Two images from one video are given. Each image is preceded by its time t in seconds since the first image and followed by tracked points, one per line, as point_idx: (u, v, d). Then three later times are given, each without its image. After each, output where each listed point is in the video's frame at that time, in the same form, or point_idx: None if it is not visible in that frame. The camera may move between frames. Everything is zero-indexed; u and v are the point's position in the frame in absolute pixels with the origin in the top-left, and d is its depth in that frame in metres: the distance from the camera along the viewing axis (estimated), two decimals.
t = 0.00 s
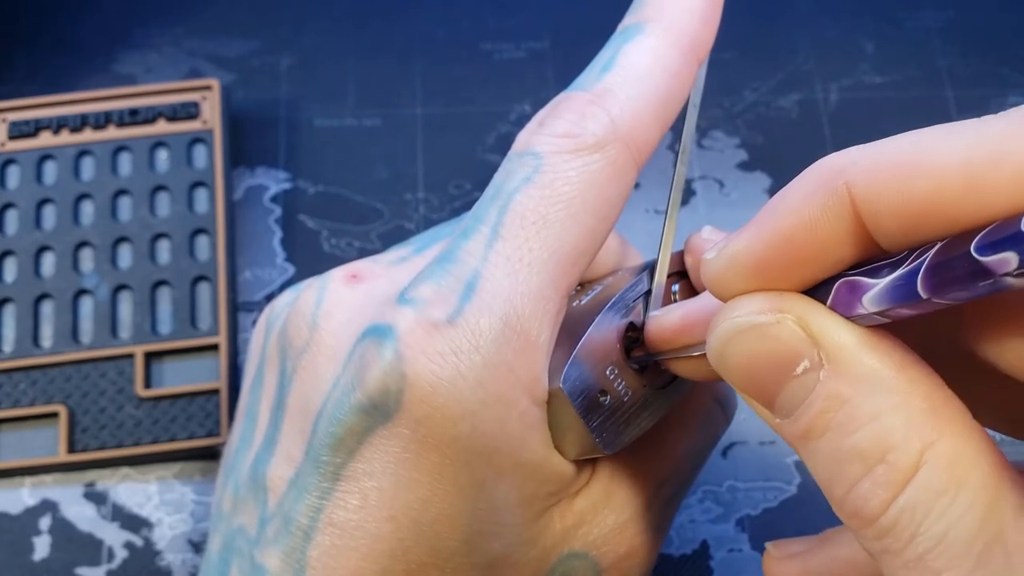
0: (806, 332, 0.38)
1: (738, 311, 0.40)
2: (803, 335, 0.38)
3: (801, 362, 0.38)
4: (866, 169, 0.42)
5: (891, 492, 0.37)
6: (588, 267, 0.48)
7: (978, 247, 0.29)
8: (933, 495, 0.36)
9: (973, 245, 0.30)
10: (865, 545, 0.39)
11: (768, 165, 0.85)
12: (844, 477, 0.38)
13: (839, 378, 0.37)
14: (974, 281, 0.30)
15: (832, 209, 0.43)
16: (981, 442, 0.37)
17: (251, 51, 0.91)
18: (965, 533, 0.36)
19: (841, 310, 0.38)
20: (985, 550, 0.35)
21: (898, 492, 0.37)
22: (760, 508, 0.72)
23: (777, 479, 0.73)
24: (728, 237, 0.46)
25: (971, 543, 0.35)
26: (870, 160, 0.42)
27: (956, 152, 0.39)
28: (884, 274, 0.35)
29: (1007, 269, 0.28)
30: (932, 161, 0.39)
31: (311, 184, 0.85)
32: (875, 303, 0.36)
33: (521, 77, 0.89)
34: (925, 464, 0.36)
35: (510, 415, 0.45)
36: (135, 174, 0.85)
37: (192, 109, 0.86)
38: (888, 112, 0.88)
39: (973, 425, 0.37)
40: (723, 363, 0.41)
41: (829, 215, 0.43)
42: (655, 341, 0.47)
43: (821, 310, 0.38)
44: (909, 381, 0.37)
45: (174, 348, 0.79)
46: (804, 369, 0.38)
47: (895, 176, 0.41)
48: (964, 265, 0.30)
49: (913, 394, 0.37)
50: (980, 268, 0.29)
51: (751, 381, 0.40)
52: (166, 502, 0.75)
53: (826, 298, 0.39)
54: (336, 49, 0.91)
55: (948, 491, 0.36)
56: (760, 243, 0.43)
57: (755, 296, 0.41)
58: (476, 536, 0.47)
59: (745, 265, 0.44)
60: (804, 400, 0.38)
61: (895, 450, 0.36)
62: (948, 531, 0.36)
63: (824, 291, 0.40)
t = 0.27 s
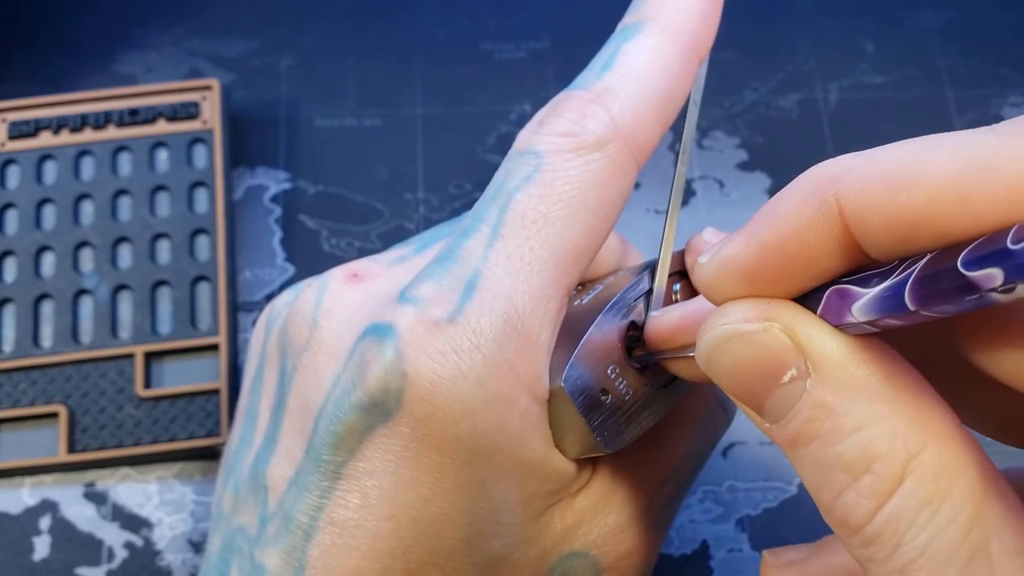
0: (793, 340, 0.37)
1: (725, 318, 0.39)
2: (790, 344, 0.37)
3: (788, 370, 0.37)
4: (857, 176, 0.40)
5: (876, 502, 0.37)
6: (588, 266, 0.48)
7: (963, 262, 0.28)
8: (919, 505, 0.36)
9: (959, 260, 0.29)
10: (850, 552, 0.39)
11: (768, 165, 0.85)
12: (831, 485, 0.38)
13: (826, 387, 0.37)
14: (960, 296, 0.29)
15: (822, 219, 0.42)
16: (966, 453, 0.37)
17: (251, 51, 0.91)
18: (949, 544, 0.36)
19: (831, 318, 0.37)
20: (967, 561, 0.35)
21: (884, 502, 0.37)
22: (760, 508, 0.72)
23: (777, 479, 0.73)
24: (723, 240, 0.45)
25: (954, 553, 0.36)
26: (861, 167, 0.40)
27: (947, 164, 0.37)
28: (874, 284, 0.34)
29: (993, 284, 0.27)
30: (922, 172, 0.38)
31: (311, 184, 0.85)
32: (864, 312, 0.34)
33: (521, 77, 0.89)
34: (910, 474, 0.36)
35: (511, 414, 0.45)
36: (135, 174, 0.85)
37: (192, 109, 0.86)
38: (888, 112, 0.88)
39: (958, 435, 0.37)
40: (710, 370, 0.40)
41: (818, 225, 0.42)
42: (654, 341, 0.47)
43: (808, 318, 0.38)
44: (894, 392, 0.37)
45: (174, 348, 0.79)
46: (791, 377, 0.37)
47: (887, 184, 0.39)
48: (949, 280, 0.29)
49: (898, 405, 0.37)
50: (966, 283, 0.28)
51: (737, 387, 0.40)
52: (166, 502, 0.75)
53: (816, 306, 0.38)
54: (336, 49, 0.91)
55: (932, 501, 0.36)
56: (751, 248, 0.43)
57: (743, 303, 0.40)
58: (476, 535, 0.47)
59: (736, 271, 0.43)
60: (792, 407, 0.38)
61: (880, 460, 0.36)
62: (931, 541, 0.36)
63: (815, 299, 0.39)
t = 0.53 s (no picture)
0: (783, 349, 0.36)
1: (717, 326, 0.38)
2: (781, 353, 0.36)
3: (780, 379, 0.37)
4: (848, 185, 0.38)
5: (867, 511, 0.36)
6: (588, 264, 0.48)
7: (954, 277, 0.27)
8: (909, 515, 0.35)
9: (950, 275, 0.27)
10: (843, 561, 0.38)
11: (768, 165, 0.85)
12: (821, 494, 0.37)
13: (818, 396, 0.36)
14: (949, 312, 0.27)
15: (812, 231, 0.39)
16: (961, 462, 0.36)
17: (252, 51, 0.91)
18: (939, 555, 0.35)
19: (824, 327, 0.35)
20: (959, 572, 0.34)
21: (875, 512, 0.36)
22: (760, 508, 0.72)
23: (777, 480, 0.73)
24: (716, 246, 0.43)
25: (946, 564, 0.35)
26: (852, 176, 0.38)
27: (939, 174, 0.34)
28: (865, 295, 0.32)
29: (982, 300, 0.26)
30: (912, 182, 0.35)
31: (311, 184, 0.85)
32: (853, 323, 0.33)
33: (521, 77, 0.89)
34: (902, 484, 0.35)
35: (511, 413, 0.45)
36: (135, 174, 0.85)
37: (192, 109, 0.86)
38: (888, 112, 0.88)
39: (954, 443, 0.36)
40: (705, 376, 0.40)
41: (807, 236, 0.39)
42: (654, 341, 0.47)
43: (799, 325, 0.36)
44: (887, 401, 0.36)
45: (174, 348, 0.79)
46: (784, 386, 0.37)
47: (877, 195, 0.36)
48: (940, 294, 0.27)
49: (891, 415, 0.36)
50: (955, 298, 0.27)
51: (732, 394, 0.39)
52: (166, 502, 0.75)
53: (809, 315, 0.37)
54: (336, 49, 0.91)
55: (923, 512, 0.35)
56: (743, 256, 0.41)
57: (734, 309, 0.39)
58: (476, 534, 0.47)
59: (727, 279, 0.41)
60: (786, 415, 0.37)
61: (871, 470, 0.36)
62: (922, 552, 0.35)
63: (809, 306, 0.37)
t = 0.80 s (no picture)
0: (779, 359, 0.36)
1: (713, 335, 0.38)
2: (776, 363, 0.36)
3: (776, 389, 0.36)
4: (836, 193, 0.36)
5: (864, 521, 0.36)
6: (589, 263, 0.48)
7: (946, 292, 0.27)
8: (905, 524, 0.35)
9: (942, 288, 0.27)
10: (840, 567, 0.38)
11: (768, 165, 0.85)
12: (818, 503, 0.37)
13: (815, 406, 0.36)
14: (943, 325, 0.27)
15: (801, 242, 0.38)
16: (957, 470, 0.36)
17: (252, 51, 0.91)
18: (936, 564, 0.35)
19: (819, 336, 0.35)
20: None
21: (872, 521, 0.36)
22: (760, 508, 0.72)
23: (777, 480, 0.73)
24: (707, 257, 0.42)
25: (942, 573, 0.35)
26: (842, 184, 0.36)
27: (929, 185, 0.33)
28: (860, 305, 0.32)
29: (974, 315, 0.26)
30: (902, 193, 0.34)
31: (311, 184, 0.85)
32: (850, 334, 0.32)
33: (521, 77, 0.89)
34: (898, 494, 0.35)
35: (511, 412, 0.45)
36: (135, 174, 0.85)
37: (192, 109, 0.86)
38: (888, 112, 0.88)
39: (950, 451, 0.36)
40: (702, 384, 0.39)
41: (797, 247, 0.38)
42: (654, 342, 0.46)
43: (795, 334, 0.36)
44: (885, 412, 0.36)
45: (174, 348, 0.79)
46: (780, 396, 0.36)
47: (865, 205, 0.35)
48: (933, 307, 0.27)
49: (888, 426, 0.36)
50: (948, 312, 0.27)
51: (728, 402, 0.39)
52: (166, 502, 0.75)
53: (804, 323, 0.36)
54: (336, 49, 0.91)
55: (920, 521, 0.35)
56: (735, 265, 0.39)
57: (730, 319, 0.38)
58: (476, 534, 0.47)
59: (721, 289, 0.40)
60: (782, 424, 0.37)
61: (868, 480, 0.36)
62: (918, 561, 0.35)
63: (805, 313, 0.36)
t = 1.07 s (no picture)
0: (776, 367, 0.36)
1: (709, 344, 0.38)
2: (773, 371, 0.36)
3: (774, 397, 0.36)
4: (827, 205, 0.36)
5: (863, 527, 0.36)
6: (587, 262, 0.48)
7: (939, 305, 0.27)
8: (904, 530, 0.35)
9: (935, 301, 0.27)
10: None
11: (768, 165, 0.85)
12: (817, 510, 0.37)
13: (812, 413, 0.36)
14: (938, 337, 0.27)
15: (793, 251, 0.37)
16: (955, 476, 0.36)
17: (251, 51, 0.91)
18: (935, 570, 0.34)
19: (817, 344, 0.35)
20: None
21: (870, 528, 0.35)
22: (760, 508, 0.72)
23: (777, 480, 0.73)
24: (701, 264, 0.41)
25: None
26: (831, 195, 0.35)
27: (923, 197, 0.33)
28: (855, 316, 0.32)
29: (968, 327, 0.26)
30: (896, 205, 0.33)
31: (311, 184, 0.85)
32: (845, 344, 0.32)
33: (521, 77, 0.89)
34: (897, 500, 0.35)
35: (510, 411, 0.45)
36: (135, 175, 0.85)
37: (192, 109, 0.86)
38: (888, 112, 0.88)
39: (948, 457, 0.36)
40: (700, 394, 0.39)
41: (790, 257, 0.37)
42: (653, 343, 0.46)
43: (791, 343, 0.36)
44: (880, 418, 0.36)
45: (174, 347, 0.79)
46: (778, 403, 0.36)
47: (855, 217, 0.34)
48: (928, 318, 0.27)
49: (883, 432, 0.36)
50: (942, 325, 0.27)
51: (726, 411, 0.39)
52: (166, 502, 0.75)
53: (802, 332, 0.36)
54: (336, 49, 0.91)
55: (918, 527, 0.35)
56: (729, 275, 0.39)
57: (725, 327, 0.38)
58: (475, 532, 0.47)
59: (717, 297, 0.39)
60: (781, 432, 0.37)
61: (866, 486, 0.35)
62: (917, 567, 0.35)
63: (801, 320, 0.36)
